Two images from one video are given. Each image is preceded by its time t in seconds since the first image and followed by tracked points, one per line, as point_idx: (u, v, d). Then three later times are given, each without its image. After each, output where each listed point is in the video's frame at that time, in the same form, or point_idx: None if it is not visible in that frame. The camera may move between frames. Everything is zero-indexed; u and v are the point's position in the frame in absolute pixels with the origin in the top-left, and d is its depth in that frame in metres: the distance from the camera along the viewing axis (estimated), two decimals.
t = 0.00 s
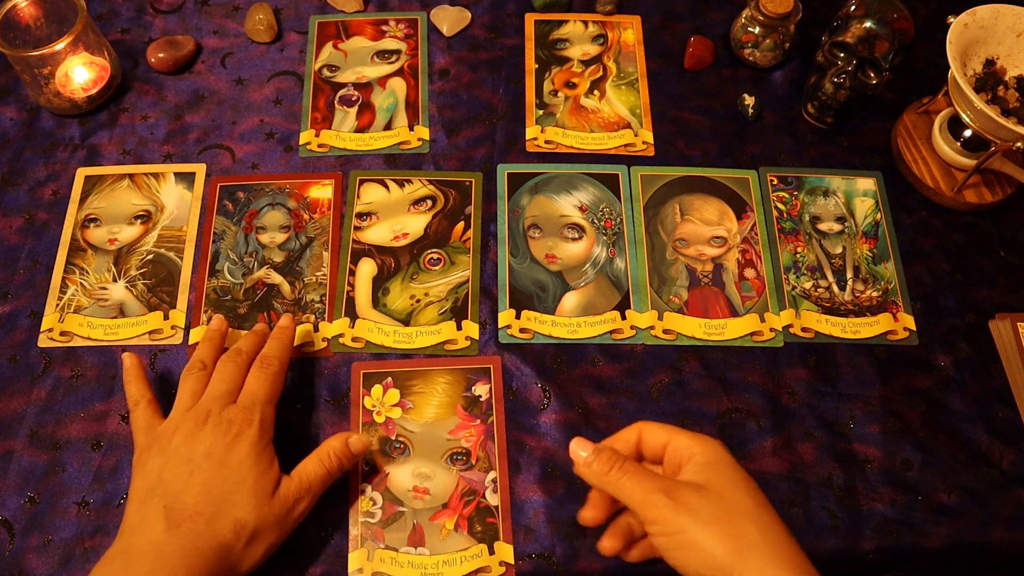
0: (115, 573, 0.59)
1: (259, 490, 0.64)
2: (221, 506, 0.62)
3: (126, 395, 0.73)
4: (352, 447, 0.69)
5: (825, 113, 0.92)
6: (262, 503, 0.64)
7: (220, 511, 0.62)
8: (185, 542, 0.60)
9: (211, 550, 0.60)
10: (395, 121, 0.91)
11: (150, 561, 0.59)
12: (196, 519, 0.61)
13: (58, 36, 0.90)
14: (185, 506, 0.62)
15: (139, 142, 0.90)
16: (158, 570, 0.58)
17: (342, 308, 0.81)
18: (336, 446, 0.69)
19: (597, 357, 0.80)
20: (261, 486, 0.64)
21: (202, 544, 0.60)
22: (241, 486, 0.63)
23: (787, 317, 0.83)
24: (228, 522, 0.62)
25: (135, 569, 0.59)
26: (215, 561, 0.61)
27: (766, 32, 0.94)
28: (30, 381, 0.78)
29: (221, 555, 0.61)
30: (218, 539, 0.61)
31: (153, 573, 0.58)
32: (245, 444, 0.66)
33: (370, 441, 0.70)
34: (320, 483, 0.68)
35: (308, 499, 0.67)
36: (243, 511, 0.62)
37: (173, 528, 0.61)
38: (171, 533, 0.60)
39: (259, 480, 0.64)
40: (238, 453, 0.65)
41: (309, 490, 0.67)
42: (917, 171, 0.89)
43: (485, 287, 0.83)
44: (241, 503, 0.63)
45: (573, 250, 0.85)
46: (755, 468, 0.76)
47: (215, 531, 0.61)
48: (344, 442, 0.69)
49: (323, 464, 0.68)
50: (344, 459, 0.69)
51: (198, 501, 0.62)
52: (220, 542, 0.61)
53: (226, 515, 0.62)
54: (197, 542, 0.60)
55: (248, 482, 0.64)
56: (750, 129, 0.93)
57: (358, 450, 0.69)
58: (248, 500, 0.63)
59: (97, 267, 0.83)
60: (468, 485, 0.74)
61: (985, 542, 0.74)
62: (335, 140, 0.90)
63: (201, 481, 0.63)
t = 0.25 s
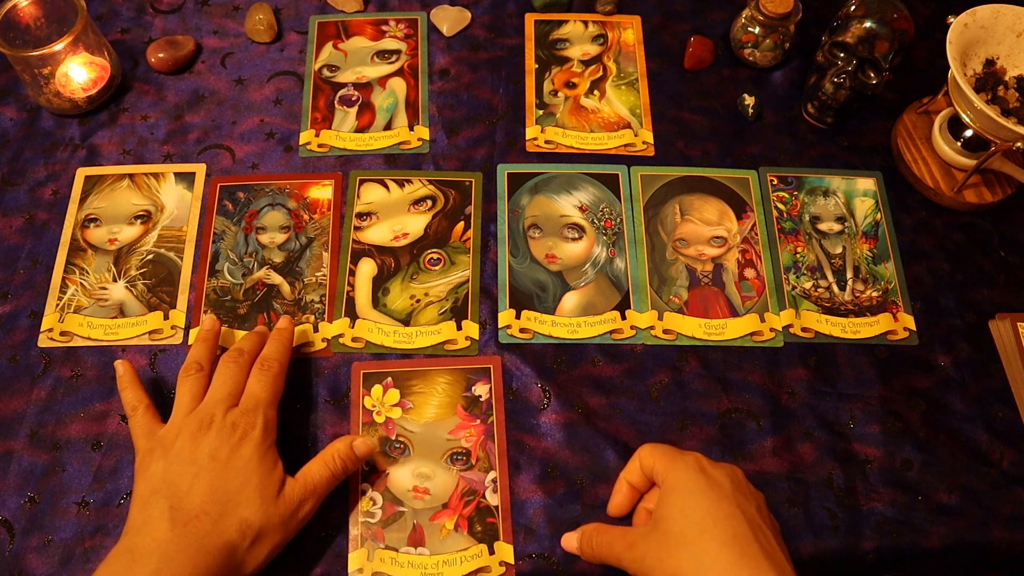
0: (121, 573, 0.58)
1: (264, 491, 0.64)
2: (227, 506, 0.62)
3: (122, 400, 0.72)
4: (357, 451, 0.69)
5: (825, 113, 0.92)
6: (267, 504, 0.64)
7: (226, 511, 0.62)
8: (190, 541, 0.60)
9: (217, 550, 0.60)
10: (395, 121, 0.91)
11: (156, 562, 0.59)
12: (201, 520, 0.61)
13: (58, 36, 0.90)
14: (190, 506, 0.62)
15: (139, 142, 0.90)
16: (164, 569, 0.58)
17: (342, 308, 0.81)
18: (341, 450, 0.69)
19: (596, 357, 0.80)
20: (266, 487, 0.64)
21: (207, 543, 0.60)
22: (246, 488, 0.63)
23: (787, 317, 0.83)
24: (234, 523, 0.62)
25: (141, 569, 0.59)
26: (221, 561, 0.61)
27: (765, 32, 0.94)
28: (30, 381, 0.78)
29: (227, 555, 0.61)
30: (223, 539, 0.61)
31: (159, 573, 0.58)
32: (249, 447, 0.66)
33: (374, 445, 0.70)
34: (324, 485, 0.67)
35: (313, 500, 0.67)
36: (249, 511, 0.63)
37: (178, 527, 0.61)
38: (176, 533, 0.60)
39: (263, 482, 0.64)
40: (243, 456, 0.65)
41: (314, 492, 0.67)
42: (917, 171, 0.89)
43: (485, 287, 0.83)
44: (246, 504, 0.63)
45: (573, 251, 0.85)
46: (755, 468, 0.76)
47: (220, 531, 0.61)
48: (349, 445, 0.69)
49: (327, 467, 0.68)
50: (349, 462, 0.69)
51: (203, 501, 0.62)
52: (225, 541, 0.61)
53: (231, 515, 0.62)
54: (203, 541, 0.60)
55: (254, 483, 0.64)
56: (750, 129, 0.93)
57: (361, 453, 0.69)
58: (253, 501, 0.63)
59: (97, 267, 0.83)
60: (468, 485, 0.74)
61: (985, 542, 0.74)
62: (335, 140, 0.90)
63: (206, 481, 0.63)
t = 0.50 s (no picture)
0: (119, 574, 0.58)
1: (263, 492, 0.64)
2: (226, 507, 0.62)
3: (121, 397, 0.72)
4: (356, 451, 0.69)
5: (825, 113, 0.92)
6: (267, 505, 0.64)
7: (225, 512, 0.62)
8: (190, 542, 0.60)
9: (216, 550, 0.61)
10: (395, 121, 0.91)
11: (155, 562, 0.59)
12: (201, 520, 0.61)
13: (58, 36, 0.90)
14: (190, 506, 0.62)
15: (139, 142, 0.90)
16: (163, 570, 0.58)
17: (342, 308, 0.81)
18: (341, 449, 0.69)
19: (596, 357, 0.80)
20: (265, 488, 0.65)
21: (206, 544, 0.60)
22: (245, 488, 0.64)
23: (787, 317, 0.83)
24: (233, 523, 0.62)
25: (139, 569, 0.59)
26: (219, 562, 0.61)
27: (766, 32, 0.94)
28: (30, 381, 0.78)
29: (226, 555, 0.61)
30: (222, 539, 0.61)
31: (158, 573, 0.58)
32: (249, 448, 0.66)
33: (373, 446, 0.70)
34: (323, 486, 0.68)
35: (313, 501, 0.67)
36: (248, 512, 0.63)
37: (177, 528, 0.61)
38: (175, 533, 0.60)
39: (263, 482, 0.65)
40: (242, 456, 0.65)
41: (313, 493, 0.67)
42: (917, 171, 0.89)
43: (485, 287, 0.83)
44: (245, 505, 0.63)
45: (573, 250, 0.85)
46: (755, 468, 0.76)
47: (219, 532, 0.61)
48: (348, 445, 0.69)
49: (326, 467, 0.68)
50: (349, 463, 0.69)
51: (202, 501, 0.62)
52: (224, 542, 0.61)
53: (230, 516, 0.62)
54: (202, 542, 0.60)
55: (252, 484, 0.64)
56: (750, 129, 0.93)
57: (361, 454, 0.70)
58: (253, 502, 0.63)
59: (97, 267, 0.83)
60: (468, 485, 0.74)
61: (984, 542, 0.74)
62: (335, 140, 0.90)
63: (206, 482, 0.63)
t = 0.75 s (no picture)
0: (119, 575, 0.58)
1: (261, 488, 0.63)
2: (222, 507, 0.61)
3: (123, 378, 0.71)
4: (357, 434, 0.67)
5: (825, 113, 0.92)
6: (265, 500, 0.63)
7: (221, 512, 0.61)
8: (188, 545, 0.60)
9: (214, 551, 0.60)
10: (395, 121, 0.91)
11: (153, 567, 0.59)
12: (198, 521, 0.61)
13: (58, 36, 0.90)
14: (186, 507, 0.61)
15: (139, 142, 0.90)
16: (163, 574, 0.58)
17: (342, 307, 0.81)
18: (341, 434, 0.67)
19: (596, 357, 0.80)
20: (263, 483, 0.63)
21: (204, 547, 0.60)
22: (242, 486, 0.62)
23: (787, 317, 0.83)
24: (231, 522, 0.61)
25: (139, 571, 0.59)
26: (220, 561, 0.61)
27: (765, 32, 0.94)
28: (30, 381, 0.78)
29: (226, 554, 0.61)
30: (221, 539, 0.61)
31: None
32: (244, 440, 0.64)
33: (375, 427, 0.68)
34: (323, 474, 0.67)
35: (314, 490, 0.66)
36: (245, 511, 0.62)
37: (175, 531, 0.60)
38: (174, 535, 0.60)
39: (261, 476, 0.63)
40: (238, 451, 0.64)
41: (313, 483, 0.66)
42: (917, 171, 0.89)
43: (485, 287, 0.83)
44: (243, 503, 0.62)
45: (573, 250, 0.85)
46: (755, 468, 0.76)
47: (217, 533, 0.61)
48: (348, 430, 0.67)
49: (325, 454, 0.67)
50: (349, 448, 0.68)
51: (199, 501, 0.61)
52: (222, 543, 0.61)
53: (228, 515, 0.61)
54: (200, 545, 0.60)
55: (249, 480, 0.63)
56: (750, 129, 0.93)
57: (361, 437, 0.68)
58: (250, 499, 0.62)
59: (97, 267, 0.83)
60: (468, 485, 0.74)
61: (984, 542, 0.74)
62: (335, 140, 0.90)
63: (202, 481, 0.62)
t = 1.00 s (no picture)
0: None
1: (242, 484, 0.62)
2: (204, 509, 0.61)
3: (109, 364, 0.70)
4: (336, 414, 0.64)
5: (825, 113, 0.92)
6: (247, 497, 0.62)
7: (204, 514, 0.61)
8: (175, 548, 0.60)
9: (200, 552, 0.60)
10: (395, 121, 0.91)
11: (142, 571, 0.60)
12: (182, 524, 0.60)
13: (58, 36, 0.90)
14: (169, 511, 0.61)
15: (139, 142, 0.90)
16: None
17: (342, 307, 0.81)
18: (319, 417, 0.64)
19: (597, 357, 0.80)
20: (243, 479, 0.62)
21: (191, 549, 0.60)
22: (222, 485, 0.61)
23: (787, 317, 0.83)
24: (214, 523, 0.61)
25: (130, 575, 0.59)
26: (210, 559, 0.61)
27: (766, 32, 0.94)
28: (30, 381, 0.78)
29: (215, 552, 0.61)
30: (207, 541, 0.61)
31: None
32: (219, 436, 0.62)
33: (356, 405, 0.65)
34: (305, 461, 0.65)
35: (298, 478, 0.65)
36: (228, 511, 0.61)
37: (161, 535, 0.60)
38: (161, 538, 0.60)
39: (239, 472, 0.62)
40: (214, 448, 0.62)
41: (296, 470, 0.65)
42: (917, 171, 0.89)
43: (485, 287, 0.83)
44: (224, 502, 0.61)
45: (573, 250, 0.85)
46: (755, 468, 0.76)
47: (203, 534, 0.61)
48: (327, 411, 0.64)
49: (306, 439, 0.65)
50: (329, 430, 0.65)
51: (181, 503, 0.61)
52: (209, 544, 0.61)
53: (211, 515, 0.61)
54: (188, 548, 0.60)
55: (229, 479, 0.62)
56: (750, 129, 0.93)
57: (343, 416, 0.64)
58: (232, 498, 0.61)
59: (97, 267, 0.83)
60: (468, 485, 0.74)
61: (984, 542, 0.74)
62: (335, 140, 0.90)
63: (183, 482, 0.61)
